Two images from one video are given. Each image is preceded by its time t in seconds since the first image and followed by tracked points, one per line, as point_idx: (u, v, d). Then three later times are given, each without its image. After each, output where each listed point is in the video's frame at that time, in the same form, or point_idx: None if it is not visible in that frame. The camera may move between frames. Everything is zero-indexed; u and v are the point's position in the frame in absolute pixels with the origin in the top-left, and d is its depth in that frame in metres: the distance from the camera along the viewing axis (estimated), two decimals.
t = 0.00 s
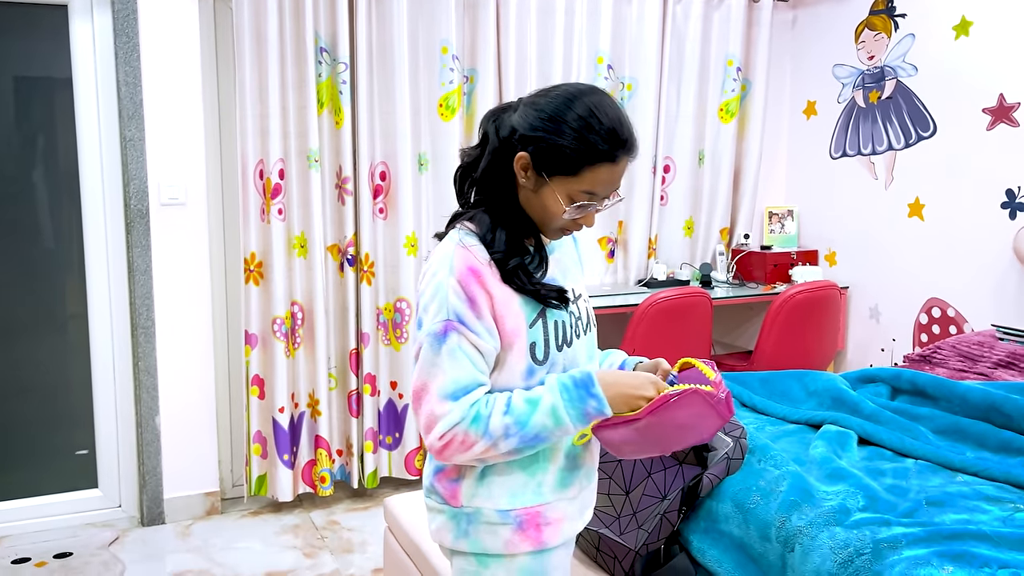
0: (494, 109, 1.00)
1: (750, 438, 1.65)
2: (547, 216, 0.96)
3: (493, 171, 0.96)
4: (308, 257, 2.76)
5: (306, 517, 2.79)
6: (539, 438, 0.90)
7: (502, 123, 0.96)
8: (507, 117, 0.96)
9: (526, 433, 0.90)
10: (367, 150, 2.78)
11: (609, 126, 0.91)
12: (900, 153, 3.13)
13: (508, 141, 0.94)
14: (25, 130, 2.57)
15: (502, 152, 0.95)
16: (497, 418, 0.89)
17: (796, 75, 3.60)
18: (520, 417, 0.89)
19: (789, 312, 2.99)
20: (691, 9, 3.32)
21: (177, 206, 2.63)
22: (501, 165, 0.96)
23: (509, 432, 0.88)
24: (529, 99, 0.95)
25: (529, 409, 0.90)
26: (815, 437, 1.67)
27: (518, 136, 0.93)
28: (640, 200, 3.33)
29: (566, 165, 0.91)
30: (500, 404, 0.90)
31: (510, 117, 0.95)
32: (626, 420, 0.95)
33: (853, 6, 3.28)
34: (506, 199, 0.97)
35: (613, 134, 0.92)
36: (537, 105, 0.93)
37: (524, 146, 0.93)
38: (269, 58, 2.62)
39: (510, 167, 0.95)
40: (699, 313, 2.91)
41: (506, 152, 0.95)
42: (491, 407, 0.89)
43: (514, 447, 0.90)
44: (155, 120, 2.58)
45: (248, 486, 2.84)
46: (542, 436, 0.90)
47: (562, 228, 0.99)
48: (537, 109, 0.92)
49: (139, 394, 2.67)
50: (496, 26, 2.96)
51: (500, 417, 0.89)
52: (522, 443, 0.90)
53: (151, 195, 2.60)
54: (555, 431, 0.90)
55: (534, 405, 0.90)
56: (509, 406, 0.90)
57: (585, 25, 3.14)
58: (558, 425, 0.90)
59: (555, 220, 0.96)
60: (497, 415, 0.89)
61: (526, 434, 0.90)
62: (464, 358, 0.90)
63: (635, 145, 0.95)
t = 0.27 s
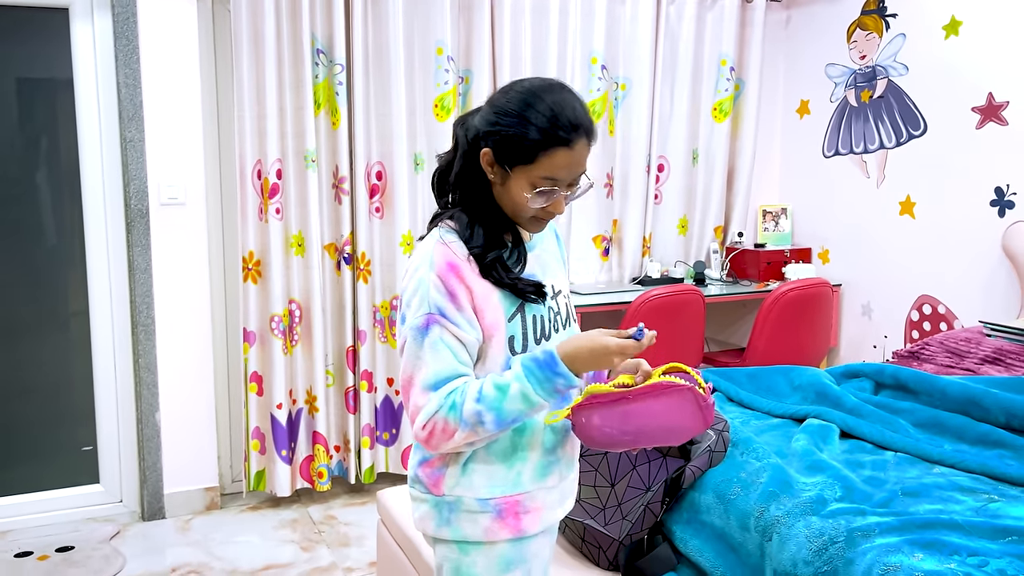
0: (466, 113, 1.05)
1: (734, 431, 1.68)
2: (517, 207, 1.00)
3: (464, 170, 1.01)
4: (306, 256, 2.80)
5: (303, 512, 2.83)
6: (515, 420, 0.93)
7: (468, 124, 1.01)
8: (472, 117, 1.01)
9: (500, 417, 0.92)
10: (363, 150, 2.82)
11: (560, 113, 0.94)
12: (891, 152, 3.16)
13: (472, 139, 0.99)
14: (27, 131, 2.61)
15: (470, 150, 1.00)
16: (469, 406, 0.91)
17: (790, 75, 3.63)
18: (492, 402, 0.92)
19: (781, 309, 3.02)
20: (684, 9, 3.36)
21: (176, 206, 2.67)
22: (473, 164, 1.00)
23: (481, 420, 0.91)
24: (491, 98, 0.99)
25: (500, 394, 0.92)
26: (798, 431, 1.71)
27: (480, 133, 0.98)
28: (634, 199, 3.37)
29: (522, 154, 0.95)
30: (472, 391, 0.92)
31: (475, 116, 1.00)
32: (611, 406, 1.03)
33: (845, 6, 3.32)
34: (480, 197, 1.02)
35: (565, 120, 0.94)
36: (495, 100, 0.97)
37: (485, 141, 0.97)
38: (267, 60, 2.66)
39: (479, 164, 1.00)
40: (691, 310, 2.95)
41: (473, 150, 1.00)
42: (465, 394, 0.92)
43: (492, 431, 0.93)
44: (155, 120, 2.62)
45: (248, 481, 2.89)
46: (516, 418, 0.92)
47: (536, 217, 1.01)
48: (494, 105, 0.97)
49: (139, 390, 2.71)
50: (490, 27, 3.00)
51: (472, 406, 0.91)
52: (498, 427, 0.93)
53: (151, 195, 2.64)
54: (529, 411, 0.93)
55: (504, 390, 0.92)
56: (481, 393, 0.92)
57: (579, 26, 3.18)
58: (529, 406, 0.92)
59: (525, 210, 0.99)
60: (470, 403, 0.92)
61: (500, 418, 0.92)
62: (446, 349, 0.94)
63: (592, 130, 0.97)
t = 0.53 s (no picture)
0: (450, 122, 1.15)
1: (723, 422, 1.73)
2: (489, 195, 1.06)
3: (446, 168, 1.10)
4: (313, 254, 2.87)
5: (311, 504, 2.90)
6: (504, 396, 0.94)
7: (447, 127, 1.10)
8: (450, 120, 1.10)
9: (487, 394, 0.93)
10: (370, 151, 2.89)
11: (518, 98, 1.01)
12: (891, 150, 3.19)
13: (449, 137, 1.08)
14: (43, 134, 2.69)
15: (448, 148, 1.09)
16: (457, 390, 0.94)
17: (792, 75, 3.67)
18: (475, 383, 0.94)
19: (780, 308, 3.06)
20: (686, 11, 3.40)
21: (188, 206, 2.75)
22: (453, 160, 1.09)
23: (465, 400, 0.93)
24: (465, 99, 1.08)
25: (481, 373, 0.94)
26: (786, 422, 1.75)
27: (453, 130, 1.07)
28: (636, 198, 3.42)
29: (486, 139, 1.02)
30: (459, 375, 0.95)
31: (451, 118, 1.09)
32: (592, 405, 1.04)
33: (845, 6, 3.35)
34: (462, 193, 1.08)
35: (522, 105, 1.01)
36: (466, 98, 1.06)
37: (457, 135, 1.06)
38: (275, 63, 2.73)
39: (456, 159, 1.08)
40: (692, 308, 3.00)
41: (450, 147, 1.08)
42: (453, 380, 0.96)
43: (485, 411, 0.95)
44: (167, 122, 2.70)
45: (257, 475, 2.96)
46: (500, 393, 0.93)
47: (510, 205, 1.06)
48: (464, 102, 1.06)
49: (152, 385, 2.79)
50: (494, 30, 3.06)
51: (459, 388, 0.94)
52: (490, 405, 0.94)
53: (163, 195, 2.72)
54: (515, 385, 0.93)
55: (484, 367, 0.94)
56: (465, 376, 0.95)
57: (581, 28, 3.23)
58: (512, 381, 0.93)
59: (496, 196, 1.05)
60: (457, 386, 0.95)
61: (487, 398, 0.94)
62: (439, 338, 0.99)
63: (550, 115, 1.03)
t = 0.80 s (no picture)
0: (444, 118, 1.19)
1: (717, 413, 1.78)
2: (492, 199, 1.12)
3: (443, 167, 1.15)
4: (324, 252, 2.93)
5: (322, 497, 2.97)
6: (499, 385, 1.05)
7: (446, 127, 1.15)
8: (449, 120, 1.15)
9: (484, 380, 1.04)
10: (378, 151, 2.95)
11: (524, 110, 1.07)
12: (894, 149, 3.23)
13: (450, 139, 1.13)
14: (62, 135, 2.77)
15: (449, 149, 1.14)
16: (455, 374, 1.04)
17: (797, 74, 3.71)
18: (473, 366, 1.04)
19: (783, 304, 3.10)
20: (691, 11, 3.45)
21: (202, 205, 2.82)
22: (452, 161, 1.14)
23: (465, 383, 1.03)
24: (465, 102, 1.13)
25: (481, 361, 1.04)
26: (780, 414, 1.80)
27: (456, 134, 1.11)
28: (642, 197, 3.47)
29: (492, 148, 1.08)
30: (456, 362, 1.05)
31: (451, 119, 1.14)
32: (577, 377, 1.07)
33: (849, 6, 3.38)
34: (457, 191, 1.15)
35: (529, 116, 1.07)
36: (469, 103, 1.11)
37: (461, 139, 1.10)
38: (286, 65, 2.80)
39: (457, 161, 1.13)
40: (696, 304, 3.04)
41: (450, 149, 1.13)
42: (450, 364, 1.05)
43: (479, 396, 1.05)
44: (181, 123, 2.77)
45: (269, 467, 3.03)
46: (497, 379, 1.04)
47: (510, 208, 1.13)
48: (467, 107, 1.10)
49: (167, 379, 2.86)
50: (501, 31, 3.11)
51: (457, 373, 1.04)
52: (484, 391, 1.04)
53: (177, 194, 2.79)
54: (510, 374, 1.04)
55: (484, 356, 1.04)
56: (464, 363, 1.05)
57: (587, 29, 3.28)
58: (508, 369, 1.04)
59: (499, 200, 1.11)
60: (455, 371, 1.04)
61: (481, 382, 1.04)
62: (429, 329, 1.07)
63: (553, 125, 1.10)
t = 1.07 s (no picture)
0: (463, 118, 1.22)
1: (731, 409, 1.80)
2: (508, 199, 1.15)
3: (461, 166, 1.18)
4: (345, 251, 2.98)
5: (343, 492, 3.02)
6: (518, 388, 1.09)
7: (464, 127, 1.18)
8: (467, 121, 1.18)
9: (504, 381, 1.08)
10: (399, 152, 3.00)
11: (541, 115, 1.10)
12: (914, 148, 3.22)
13: (468, 140, 1.16)
14: (91, 136, 2.84)
15: (466, 150, 1.17)
16: (477, 370, 1.07)
17: (816, 73, 3.71)
18: (496, 367, 1.08)
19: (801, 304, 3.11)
20: (709, 12, 3.46)
21: (226, 205, 2.88)
22: (470, 161, 1.17)
23: (487, 381, 1.06)
24: (483, 104, 1.16)
25: (503, 362, 1.08)
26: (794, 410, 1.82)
27: (474, 135, 1.14)
28: (660, 196, 3.49)
29: (509, 150, 1.11)
30: (479, 360, 1.09)
31: (470, 120, 1.17)
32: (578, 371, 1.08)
33: (869, 5, 3.38)
34: (475, 190, 1.18)
35: (545, 121, 1.10)
36: (487, 105, 1.14)
37: (478, 140, 1.14)
38: (309, 68, 2.85)
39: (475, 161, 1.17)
40: (714, 303, 3.06)
41: (468, 149, 1.17)
42: (474, 361, 1.08)
43: (497, 396, 1.08)
44: (207, 125, 2.83)
45: (291, 463, 3.08)
46: (517, 383, 1.08)
47: (525, 208, 1.16)
48: (485, 109, 1.13)
49: (193, 376, 2.92)
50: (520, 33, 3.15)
51: (479, 370, 1.07)
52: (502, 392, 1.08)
53: (203, 195, 2.85)
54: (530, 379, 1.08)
55: (507, 357, 1.08)
56: (487, 361, 1.08)
57: (605, 30, 3.31)
58: (529, 374, 1.08)
59: (514, 201, 1.15)
60: (477, 368, 1.08)
61: (502, 383, 1.08)
62: (450, 320, 1.10)
63: (569, 129, 1.13)
